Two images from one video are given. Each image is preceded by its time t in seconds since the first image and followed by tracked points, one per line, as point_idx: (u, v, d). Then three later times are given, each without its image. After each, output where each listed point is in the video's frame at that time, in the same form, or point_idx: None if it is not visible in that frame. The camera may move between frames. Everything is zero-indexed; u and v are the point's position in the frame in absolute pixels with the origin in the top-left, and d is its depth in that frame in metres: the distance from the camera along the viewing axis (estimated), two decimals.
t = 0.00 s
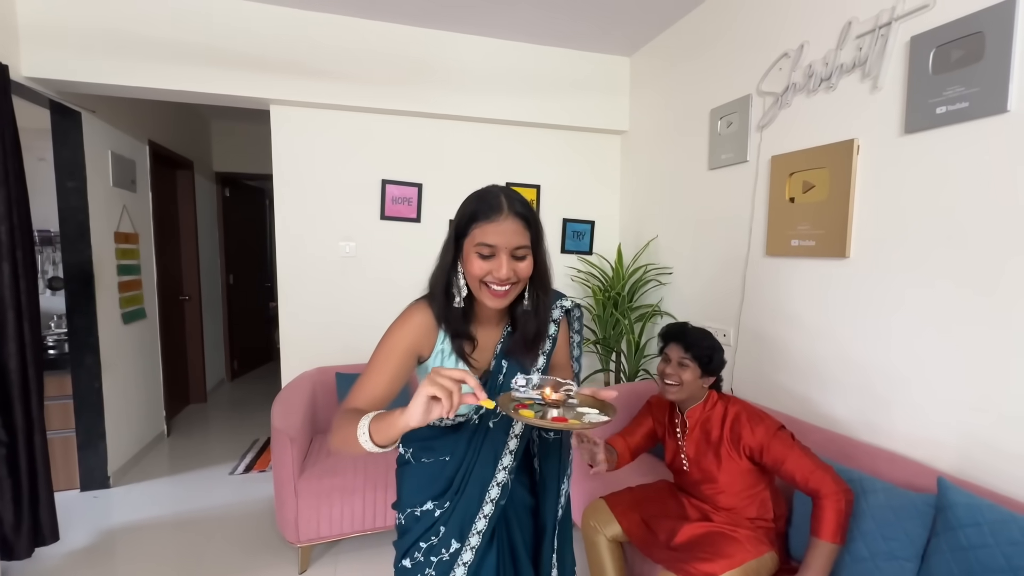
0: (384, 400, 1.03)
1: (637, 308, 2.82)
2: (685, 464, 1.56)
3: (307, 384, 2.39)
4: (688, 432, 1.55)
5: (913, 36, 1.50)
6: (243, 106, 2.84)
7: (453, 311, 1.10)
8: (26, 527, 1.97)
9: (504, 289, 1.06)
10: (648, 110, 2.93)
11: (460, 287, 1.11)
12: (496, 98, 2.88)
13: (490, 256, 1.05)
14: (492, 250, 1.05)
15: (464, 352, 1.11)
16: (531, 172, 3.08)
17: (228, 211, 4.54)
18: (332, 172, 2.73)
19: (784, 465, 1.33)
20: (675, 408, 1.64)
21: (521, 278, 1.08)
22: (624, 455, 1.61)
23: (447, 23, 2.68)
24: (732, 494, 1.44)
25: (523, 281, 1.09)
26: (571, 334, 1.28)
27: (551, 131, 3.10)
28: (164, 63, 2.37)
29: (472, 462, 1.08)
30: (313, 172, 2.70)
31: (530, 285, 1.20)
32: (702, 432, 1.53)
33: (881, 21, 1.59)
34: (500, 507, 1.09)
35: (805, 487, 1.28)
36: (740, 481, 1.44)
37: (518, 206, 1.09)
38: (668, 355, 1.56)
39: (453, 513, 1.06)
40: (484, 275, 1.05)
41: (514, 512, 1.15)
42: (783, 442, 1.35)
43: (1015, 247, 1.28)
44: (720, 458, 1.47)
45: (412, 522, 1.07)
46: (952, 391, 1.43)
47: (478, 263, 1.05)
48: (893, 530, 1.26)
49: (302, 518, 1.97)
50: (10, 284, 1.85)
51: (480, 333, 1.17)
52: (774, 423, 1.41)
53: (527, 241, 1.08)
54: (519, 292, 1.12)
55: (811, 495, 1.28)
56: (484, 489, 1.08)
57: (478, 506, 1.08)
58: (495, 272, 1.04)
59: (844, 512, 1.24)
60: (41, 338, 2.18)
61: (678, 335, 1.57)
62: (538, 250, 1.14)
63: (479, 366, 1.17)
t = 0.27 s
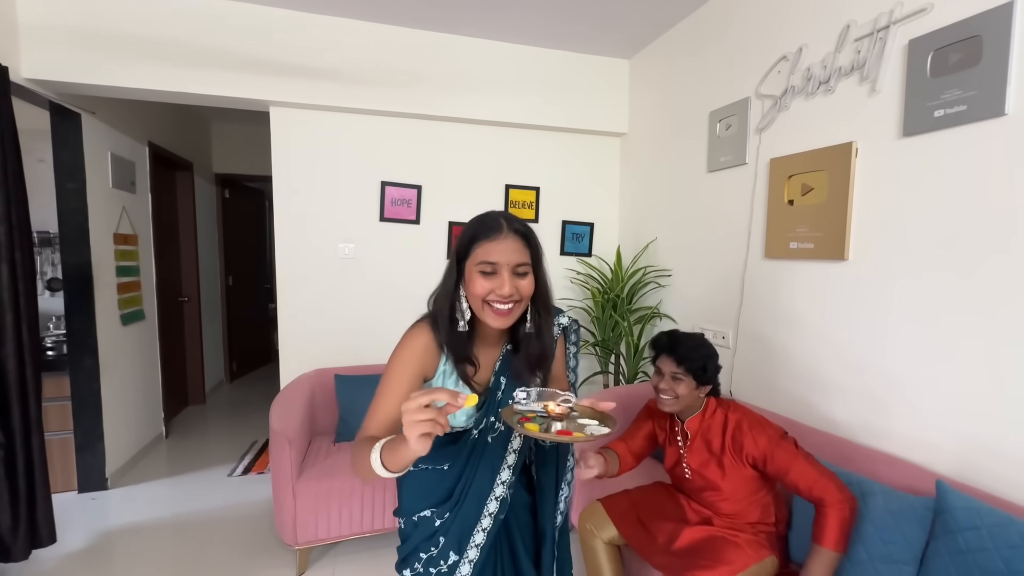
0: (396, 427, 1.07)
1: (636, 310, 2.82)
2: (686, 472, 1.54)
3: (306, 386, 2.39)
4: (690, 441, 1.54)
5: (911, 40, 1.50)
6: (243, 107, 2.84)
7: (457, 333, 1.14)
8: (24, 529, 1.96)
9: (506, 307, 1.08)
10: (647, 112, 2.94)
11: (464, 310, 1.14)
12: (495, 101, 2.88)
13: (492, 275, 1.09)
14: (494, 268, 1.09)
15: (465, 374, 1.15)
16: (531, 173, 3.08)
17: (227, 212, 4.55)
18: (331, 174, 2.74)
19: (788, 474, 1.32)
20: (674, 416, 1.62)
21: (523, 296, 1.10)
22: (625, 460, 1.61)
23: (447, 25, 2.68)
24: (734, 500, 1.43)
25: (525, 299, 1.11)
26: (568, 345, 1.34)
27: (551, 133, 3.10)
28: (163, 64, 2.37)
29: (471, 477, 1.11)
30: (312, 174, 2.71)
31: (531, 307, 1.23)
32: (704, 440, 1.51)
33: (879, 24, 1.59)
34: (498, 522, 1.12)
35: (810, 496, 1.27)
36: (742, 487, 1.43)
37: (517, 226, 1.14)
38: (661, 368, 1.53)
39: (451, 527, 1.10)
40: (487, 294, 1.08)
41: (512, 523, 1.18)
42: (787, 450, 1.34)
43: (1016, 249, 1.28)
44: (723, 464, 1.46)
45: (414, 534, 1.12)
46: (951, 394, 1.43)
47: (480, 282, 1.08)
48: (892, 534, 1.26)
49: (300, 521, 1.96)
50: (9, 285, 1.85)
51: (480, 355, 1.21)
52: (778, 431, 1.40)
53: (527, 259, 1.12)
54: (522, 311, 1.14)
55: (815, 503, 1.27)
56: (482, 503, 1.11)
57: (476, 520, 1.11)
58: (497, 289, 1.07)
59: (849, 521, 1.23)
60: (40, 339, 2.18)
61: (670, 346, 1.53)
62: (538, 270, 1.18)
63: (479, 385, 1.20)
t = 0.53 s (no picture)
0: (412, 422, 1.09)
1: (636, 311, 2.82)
2: (689, 480, 1.54)
3: (306, 387, 2.39)
4: (692, 452, 1.53)
5: (910, 42, 1.50)
6: (243, 108, 2.84)
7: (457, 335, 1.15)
8: (24, 529, 1.96)
9: (507, 307, 1.09)
10: (647, 113, 2.94)
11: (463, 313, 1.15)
12: (496, 102, 2.89)
13: (492, 275, 1.10)
14: (494, 269, 1.10)
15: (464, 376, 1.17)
16: (531, 174, 3.09)
17: (228, 213, 4.55)
18: (332, 174, 2.74)
19: (796, 486, 1.31)
20: (674, 427, 1.61)
21: (522, 296, 1.11)
22: (617, 471, 1.60)
23: (447, 27, 2.69)
24: (737, 507, 1.43)
25: (524, 298, 1.12)
26: (562, 348, 1.34)
27: (551, 134, 3.11)
28: (165, 65, 2.37)
29: (467, 476, 1.12)
30: (312, 175, 2.71)
31: (528, 310, 1.26)
32: (708, 450, 1.51)
33: (879, 26, 1.59)
34: (495, 522, 1.13)
35: (817, 506, 1.27)
36: (746, 496, 1.43)
37: (514, 229, 1.17)
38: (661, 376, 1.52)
39: (449, 526, 1.10)
40: (487, 294, 1.09)
41: (509, 525, 1.18)
42: (794, 461, 1.33)
43: (1016, 251, 1.28)
44: (726, 472, 1.46)
45: (412, 534, 1.12)
46: (950, 396, 1.43)
47: (481, 282, 1.09)
48: (892, 536, 1.25)
49: (300, 521, 1.97)
50: (9, 285, 1.85)
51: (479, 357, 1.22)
52: (786, 444, 1.40)
53: (525, 259, 1.14)
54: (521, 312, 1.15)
55: (822, 514, 1.27)
56: (479, 502, 1.12)
57: (473, 519, 1.11)
58: (497, 288, 1.08)
59: (855, 531, 1.23)
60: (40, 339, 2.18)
61: (671, 353, 1.51)
62: (536, 272, 1.20)
63: (478, 386, 1.22)
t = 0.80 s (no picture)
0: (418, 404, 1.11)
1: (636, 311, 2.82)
2: (691, 481, 1.54)
3: (306, 386, 2.39)
4: (695, 453, 1.52)
5: (912, 40, 1.50)
6: (243, 107, 2.84)
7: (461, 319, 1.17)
8: (23, 527, 1.96)
9: (511, 284, 1.13)
10: (648, 112, 2.93)
11: (466, 298, 1.18)
12: (496, 101, 2.88)
13: (496, 254, 1.14)
14: (498, 249, 1.14)
15: (466, 365, 1.18)
16: (531, 173, 3.08)
17: (228, 211, 4.55)
18: (332, 173, 2.74)
19: (801, 489, 1.31)
20: (676, 430, 1.60)
21: (525, 275, 1.16)
22: (615, 475, 1.60)
23: (447, 25, 2.68)
24: (739, 509, 1.43)
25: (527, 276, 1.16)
26: (557, 344, 1.35)
27: (552, 133, 3.10)
28: (164, 64, 2.37)
29: (465, 467, 1.12)
30: (312, 173, 2.71)
31: (526, 296, 1.29)
32: (712, 452, 1.49)
33: (881, 25, 1.59)
34: (492, 513, 1.12)
35: (822, 509, 1.27)
36: (749, 498, 1.42)
37: (511, 215, 1.23)
38: (670, 377, 1.50)
39: (447, 517, 1.10)
40: (493, 273, 1.12)
41: (506, 517, 1.18)
42: (800, 465, 1.32)
43: (1018, 250, 1.27)
44: (730, 473, 1.45)
45: (411, 527, 1.12)
46: (951, 396, 1.43)
47: (486, 262, 1.12)
48: (892, 536, 1.25)
49: (299, 520, 1.96)
50: (9, 284, 1.85)
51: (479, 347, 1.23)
52: (793, 447, 1.39)
53: (524, 241, 1.19)
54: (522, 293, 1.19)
55: (827, 516, 1.27)
56: (476, 493, 1.12)
57: (471, 510, 1.11)
58: (503, 266, 1.12)
59: (859, 533, 1.23)
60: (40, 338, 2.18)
61: (681, 355, 1.50)
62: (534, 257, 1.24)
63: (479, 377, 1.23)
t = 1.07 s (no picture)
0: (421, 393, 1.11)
1: (637, 309, 2.81)
2: (693, 479, 1.53)
3: (307, 385, 2.39)
4: (698, 453, 1.52)
5: (915, 38, 1.49)
6: (244, 105, 2.84)
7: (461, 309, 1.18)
8: (25, 525, 1.97)
9: (515, 269, 1.15)
10: (649, 111, 2.93)
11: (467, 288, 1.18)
12: (498, 99, 2.88)
13: (498, 241, 1.15)
14: (499, 236, 1.16)
15: (468, 357, 1.20)
16: (532, 172, 3.08)
17: (229, 210, 4.55)
18: (333, 172, 2.73)
19: (803, 488, 1.30)
20: (680, 429, 1.61)
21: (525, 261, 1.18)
22: (617, 475, 1.58)
23: (448, 23, 2.68)
24: (741, 508, 1.43)
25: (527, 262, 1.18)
26: (553, 338, 1.33)
27: (553, 132, 3.10)
28: (165, 62, 2.37)
29: (464, 457, 1.13)
30: (313, 172, 2.70)
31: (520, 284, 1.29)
32: (714, 451, 1.49)
33: (883, 23, 1.58)
34: (491, 504, 1.13)
35: (824, 509, 1.27)
36: (751, 498, 1.42)
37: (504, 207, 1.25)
38: (681, 375, 1.51)
39: (447, 507, 1.11)
40: (497, 259, 1.13)
41: (506, 510, 1.18)
42: (803, 464, 1.32)
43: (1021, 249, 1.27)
44: (732, 473, 1.45)
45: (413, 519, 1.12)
46: (953, 395, 1.42)
47: (489, 249, 1.13)
48: (894, 535, 1.25)
49: (301, 518, 1.97)
50: (10, 282, 1.85)
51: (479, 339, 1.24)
52: (795, 446, 1.38)
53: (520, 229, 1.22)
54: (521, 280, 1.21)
55: (828, 515, 1.27)
56: (476, 483, 1.13)
57: (470, 501, 1.12)
58: (506, 251, 1.14)
59: (861, 532, 1.23)
60: (41, 335, 2.18)
61: (693, 353, 1.51)
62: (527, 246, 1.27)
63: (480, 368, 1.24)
